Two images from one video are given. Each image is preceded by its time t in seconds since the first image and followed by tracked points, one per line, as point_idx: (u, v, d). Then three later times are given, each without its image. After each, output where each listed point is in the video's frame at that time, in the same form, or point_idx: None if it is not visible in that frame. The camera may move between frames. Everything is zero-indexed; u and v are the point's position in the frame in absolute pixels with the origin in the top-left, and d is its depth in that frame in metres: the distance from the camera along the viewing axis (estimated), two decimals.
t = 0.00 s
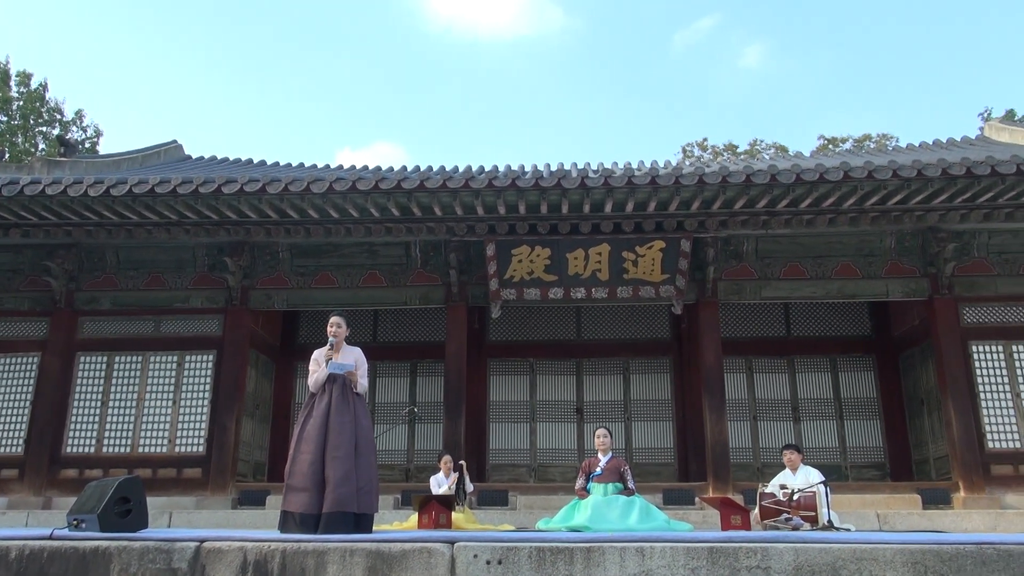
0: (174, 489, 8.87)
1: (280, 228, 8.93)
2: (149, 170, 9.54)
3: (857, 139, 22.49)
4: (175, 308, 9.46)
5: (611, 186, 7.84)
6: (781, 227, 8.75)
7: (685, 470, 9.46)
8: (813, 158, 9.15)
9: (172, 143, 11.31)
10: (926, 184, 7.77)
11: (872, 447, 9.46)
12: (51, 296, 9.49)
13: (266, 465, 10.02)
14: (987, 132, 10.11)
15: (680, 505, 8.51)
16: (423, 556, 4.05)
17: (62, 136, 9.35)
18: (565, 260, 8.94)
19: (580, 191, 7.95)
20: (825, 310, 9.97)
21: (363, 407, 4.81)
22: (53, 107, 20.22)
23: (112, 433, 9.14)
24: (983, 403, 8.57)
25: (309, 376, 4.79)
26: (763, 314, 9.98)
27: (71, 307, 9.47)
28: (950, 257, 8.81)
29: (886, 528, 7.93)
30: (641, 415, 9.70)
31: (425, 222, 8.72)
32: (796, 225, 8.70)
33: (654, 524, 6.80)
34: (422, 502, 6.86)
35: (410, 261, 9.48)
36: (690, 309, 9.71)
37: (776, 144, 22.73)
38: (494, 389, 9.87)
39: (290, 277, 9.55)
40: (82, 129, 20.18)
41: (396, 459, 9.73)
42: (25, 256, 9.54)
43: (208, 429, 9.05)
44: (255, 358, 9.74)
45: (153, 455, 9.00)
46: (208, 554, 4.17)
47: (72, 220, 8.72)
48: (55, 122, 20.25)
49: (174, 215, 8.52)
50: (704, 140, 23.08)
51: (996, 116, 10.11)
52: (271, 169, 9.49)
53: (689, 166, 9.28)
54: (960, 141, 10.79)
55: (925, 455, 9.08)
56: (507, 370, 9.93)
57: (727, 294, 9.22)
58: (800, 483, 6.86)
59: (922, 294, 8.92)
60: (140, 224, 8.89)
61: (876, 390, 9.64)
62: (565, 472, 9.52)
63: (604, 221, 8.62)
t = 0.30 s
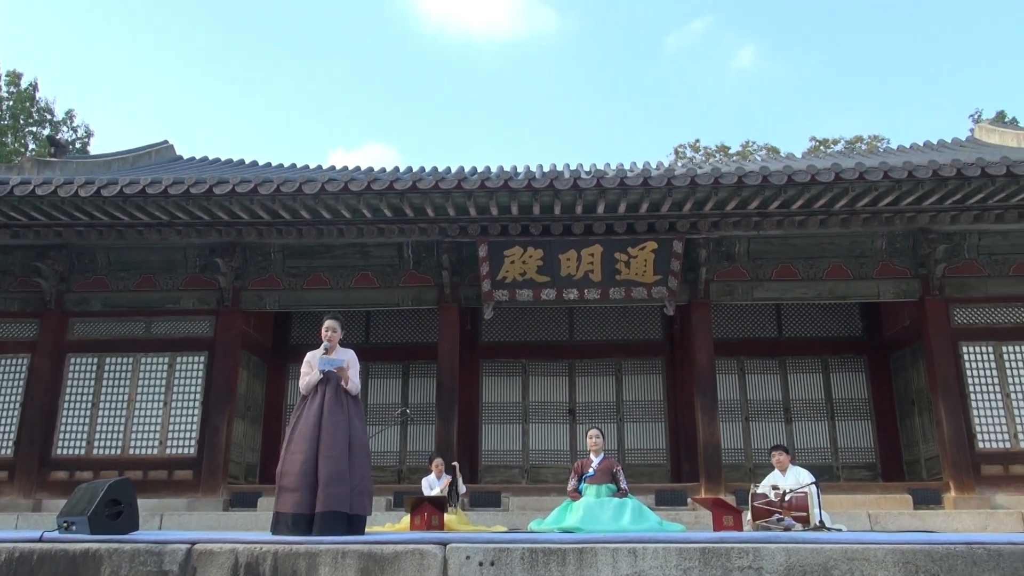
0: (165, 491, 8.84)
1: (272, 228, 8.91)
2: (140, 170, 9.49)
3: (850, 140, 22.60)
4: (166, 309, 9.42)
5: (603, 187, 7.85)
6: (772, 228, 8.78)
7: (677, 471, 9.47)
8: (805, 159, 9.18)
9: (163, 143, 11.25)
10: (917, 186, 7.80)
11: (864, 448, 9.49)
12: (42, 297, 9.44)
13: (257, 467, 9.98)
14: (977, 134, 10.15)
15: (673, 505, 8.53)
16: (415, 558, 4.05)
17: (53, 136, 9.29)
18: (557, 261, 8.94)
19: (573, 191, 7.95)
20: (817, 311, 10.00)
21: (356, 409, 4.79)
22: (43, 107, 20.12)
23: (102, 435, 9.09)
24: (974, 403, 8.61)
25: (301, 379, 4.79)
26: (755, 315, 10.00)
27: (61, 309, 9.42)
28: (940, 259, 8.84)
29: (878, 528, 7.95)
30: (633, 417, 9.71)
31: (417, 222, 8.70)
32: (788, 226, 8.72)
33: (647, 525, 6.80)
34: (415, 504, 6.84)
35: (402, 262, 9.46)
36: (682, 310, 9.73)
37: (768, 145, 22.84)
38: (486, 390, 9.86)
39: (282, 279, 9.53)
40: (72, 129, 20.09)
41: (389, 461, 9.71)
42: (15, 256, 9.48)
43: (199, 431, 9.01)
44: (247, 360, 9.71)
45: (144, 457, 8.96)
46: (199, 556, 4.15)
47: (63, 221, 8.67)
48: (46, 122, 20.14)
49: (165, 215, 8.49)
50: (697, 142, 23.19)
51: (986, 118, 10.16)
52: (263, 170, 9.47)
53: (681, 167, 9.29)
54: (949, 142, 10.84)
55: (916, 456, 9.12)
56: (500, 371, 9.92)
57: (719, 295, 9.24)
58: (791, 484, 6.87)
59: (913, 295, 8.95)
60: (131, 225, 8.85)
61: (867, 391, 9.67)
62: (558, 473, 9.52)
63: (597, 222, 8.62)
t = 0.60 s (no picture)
0: (158, 493, 8.81)
1: (265, 229, 8.89)
2: (132, 171, 9.46)
3: (843, 142, 22.70)
4: (158, 311, 9.38)
5: (597, 188, 7.86)
6: (765, 229, 8.81)
7: (670, 472, 9.49)
8: (797, 161, 9.20)
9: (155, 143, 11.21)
10: (908, 188, 7.83)
11: (856, 449, 9.52)
12: (33, 298, 9.40)
13: (250, 469, 9.97)
14: (969, 136, 10.20)
15: (666, 506, 8.56)
16: (408, 559, 4.05)
17: (44, 137, 9.24)
18: (551, 262, 8.95)
19: (566, 193, 7.96)
20: (809, 313, 10.03)
21: (350, 408, 4.80)
22: (35, 107, 20.04)
23: (94, 437, 9.07)
24: (965, 404, 8.65)
25: (294, 378, 4.78)
26: (748, 316, 10.02)
27: (53, 310, 9.39)
28: (932, 260, 8.88)
29: (869, 529, 7.98)
30: (626, 418, 9.72)
31: (411, 223, 8.70)
32: (780, 228, 8.75)
33: (640, 527, 6.81)
34: (408, 505, 6.85)
35: (395, 263, 9.46)
36: (675, 311, 9.75)
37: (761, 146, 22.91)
38: (480, 391, 9.87)
39: (275, 280, 9.51)
40: (64, 129, 20.02)
41: (382, 462, 9.70)
42: (6, 258, 9.44)
43: (192, 432, 8.99)
44: (240, 361, 9.69)
45: (136, 458, 8.94)
46: (192, 558, 4.14)
47: (54, 222, 8.64)
48: (38, 123, 20.07)
49: (158, 216, 8.47)
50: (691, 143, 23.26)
51: (976, 120, 10.21)
52: (257, 171, 9.45)
53: (674, 168, 9.32)
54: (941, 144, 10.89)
55: (908, 457, 9.16)
56: (493, 373, 9.92)
57: (712, 297, 9.26)
58: (782, 486, 6.89)
59: (905, 296, 8.98)
60: (123, 226, 8.82)
61: (859, 392, 9.70)
62: (551, 474, 9.52)
63: (590, 224, 8.64)
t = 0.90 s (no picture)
0: (151, 495, 8.78)
1: (258, 231, 8.88)
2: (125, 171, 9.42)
3: (836, 144, 22.78)
4: (151, 312, 9.35)
5: (590, 190, 7.87)
6: (759, 231, 8.83)
7: (664, 473, 9.50)
8: (790, 162, 9.23)
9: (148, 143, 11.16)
10: (901, 189, 7.86)
11: (849, 450, 9.54)
12: (25, 299, 9.36)
13: (243, 470, 9.94)
14: (960, 138, 10.24)
15: (660, 507, 8.57)
16: (402, 560, 4.04)
17: (36, 137, 9.19)
18: (544, 263, 8.95)
19: (560, 194, 7.96)
20: (803, 314, 10.05)
21: (342, 409, 4.80)
22: (27, 107, 19.94)
23: (87, 438, 9.03)
24: (957, 405, 8.68)
25: (285, 377, 4.73)
26: (741, 318, 10.03)
27: (45, 311, 9.34)
28: (924, 262, 8.91)
29: (863, 529, 8.00)
30: (620, 419, 9.73)
31: (404, 224, 8.69)
32: (773, 229, 8.78)
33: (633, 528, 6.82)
34: (401, 506, 6.84)
35: (389, 264, 9.45)
36: (669, 312, 9.77)
37: (755, 148, 22.97)
38: (473, 393, 9.86)
39: (268, 281, 9.48)
40: (56, 130, 19.94)
41: (376, 464, 9.68)
42: None
43: (185, 434, 8.96)
44: (233, 362, 9.66)
45: (129, 460, 8.91)
46: (185, 560, 4.12)
47: (46, 222, 8.61)
48: (30, 123, 19.99)
49: (150, 217, 8.44)
50: (685, 145, 23.31)
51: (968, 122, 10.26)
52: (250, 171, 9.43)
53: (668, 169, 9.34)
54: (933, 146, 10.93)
55: (901, 458, 9.19)
56: (486, 374, 9.92)
57: (705, 298, 9.27)
58: (776, 486, 6.91)
59: (897, 297, 9.01)
60: (115, 227, 8.79)
61: (852, 393, 9.72)
62: (545, 475, 9.51)
63: (584, 225, 8.64)
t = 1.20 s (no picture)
0: (145, 496, 8.76)
1: (253, 231, 8.87)
2: (120, 172, 9.40)
3: (831, 145, 22.84)
4: (145, 313, 9.33)
5: (585, 191, 7.87)
6: (753, 232, 8.84)
7: (658, 473, 9.51)
8: (784, 164, 9.25)
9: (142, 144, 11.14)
10: (895, 191, 7.89)
11: (843, 450, 9.56)
12: (18, 300, 9.33)
13: (237, 471, 9.92)
14: (954, 140, 10.27)
15: (654, 508, 8.58)
16: (396, 562, 4.04)
17: (30, 137, 9.16)
18: (539, 264, 8.95)
19: (555, 195, 7.97)
20: (797, 315, 10.07)
21: (334, 410, 4.79)
22: (20, 107, 19.87)
23: (80, 439, 9.01)
24: (951, 405, 8.71)
25: (278, 379, 4.76)
26: (736, 318, 10.05)
27: (39, 312, 9.32)
28: (918, 263, 8.94)
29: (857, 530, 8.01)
30: (615, 420, 9.74)
31: (399, 225, 8.69)
32: (768, 230, 8.80)
33: (628, 528, 6.84)
34: (396, 508, 6.84)
35: (384, 265, 9.45)
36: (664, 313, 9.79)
37: (750, 149, 23.01)
38: (468, 393, 9.86)
39: (263, 282, 9.47)
40: (50, 130, 19.87)
41: (370, 465, 9.67)
42: None
43: (179, 435, 8.94)
44: (227, 363, 9.65)
45: (123, 461, 8.89)
46: (179, 561, 4.11)
47: (40, 223, 8.58)
48: (24, 123, 19.94)
49: (145, 218, 8.43)
50: (680, 146, 23.35)
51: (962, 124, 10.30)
52: (244, 172, 9.42)
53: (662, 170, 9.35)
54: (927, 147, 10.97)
55: (894, 458, 9.22)
56: (481, 375, 9.91)
57: (700, 299, 9.28)
58: (772, 487, 6.94)
59: (891, 298, 9.04)
60: (109, 227, 8.77)
61: (846, 394, 9.75)
62: (540, 476, 9.52)
63: (579, 226, 8.65)
